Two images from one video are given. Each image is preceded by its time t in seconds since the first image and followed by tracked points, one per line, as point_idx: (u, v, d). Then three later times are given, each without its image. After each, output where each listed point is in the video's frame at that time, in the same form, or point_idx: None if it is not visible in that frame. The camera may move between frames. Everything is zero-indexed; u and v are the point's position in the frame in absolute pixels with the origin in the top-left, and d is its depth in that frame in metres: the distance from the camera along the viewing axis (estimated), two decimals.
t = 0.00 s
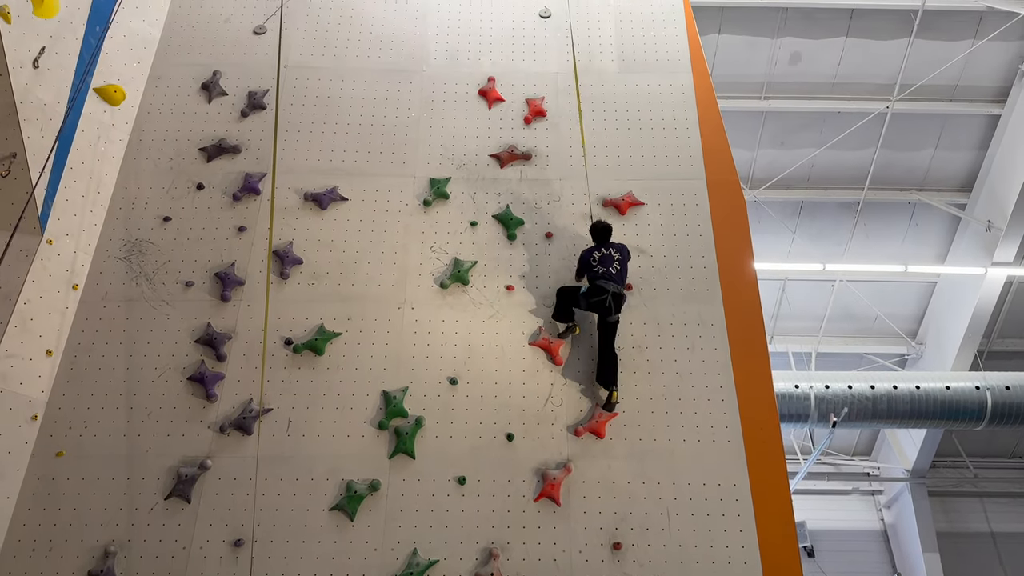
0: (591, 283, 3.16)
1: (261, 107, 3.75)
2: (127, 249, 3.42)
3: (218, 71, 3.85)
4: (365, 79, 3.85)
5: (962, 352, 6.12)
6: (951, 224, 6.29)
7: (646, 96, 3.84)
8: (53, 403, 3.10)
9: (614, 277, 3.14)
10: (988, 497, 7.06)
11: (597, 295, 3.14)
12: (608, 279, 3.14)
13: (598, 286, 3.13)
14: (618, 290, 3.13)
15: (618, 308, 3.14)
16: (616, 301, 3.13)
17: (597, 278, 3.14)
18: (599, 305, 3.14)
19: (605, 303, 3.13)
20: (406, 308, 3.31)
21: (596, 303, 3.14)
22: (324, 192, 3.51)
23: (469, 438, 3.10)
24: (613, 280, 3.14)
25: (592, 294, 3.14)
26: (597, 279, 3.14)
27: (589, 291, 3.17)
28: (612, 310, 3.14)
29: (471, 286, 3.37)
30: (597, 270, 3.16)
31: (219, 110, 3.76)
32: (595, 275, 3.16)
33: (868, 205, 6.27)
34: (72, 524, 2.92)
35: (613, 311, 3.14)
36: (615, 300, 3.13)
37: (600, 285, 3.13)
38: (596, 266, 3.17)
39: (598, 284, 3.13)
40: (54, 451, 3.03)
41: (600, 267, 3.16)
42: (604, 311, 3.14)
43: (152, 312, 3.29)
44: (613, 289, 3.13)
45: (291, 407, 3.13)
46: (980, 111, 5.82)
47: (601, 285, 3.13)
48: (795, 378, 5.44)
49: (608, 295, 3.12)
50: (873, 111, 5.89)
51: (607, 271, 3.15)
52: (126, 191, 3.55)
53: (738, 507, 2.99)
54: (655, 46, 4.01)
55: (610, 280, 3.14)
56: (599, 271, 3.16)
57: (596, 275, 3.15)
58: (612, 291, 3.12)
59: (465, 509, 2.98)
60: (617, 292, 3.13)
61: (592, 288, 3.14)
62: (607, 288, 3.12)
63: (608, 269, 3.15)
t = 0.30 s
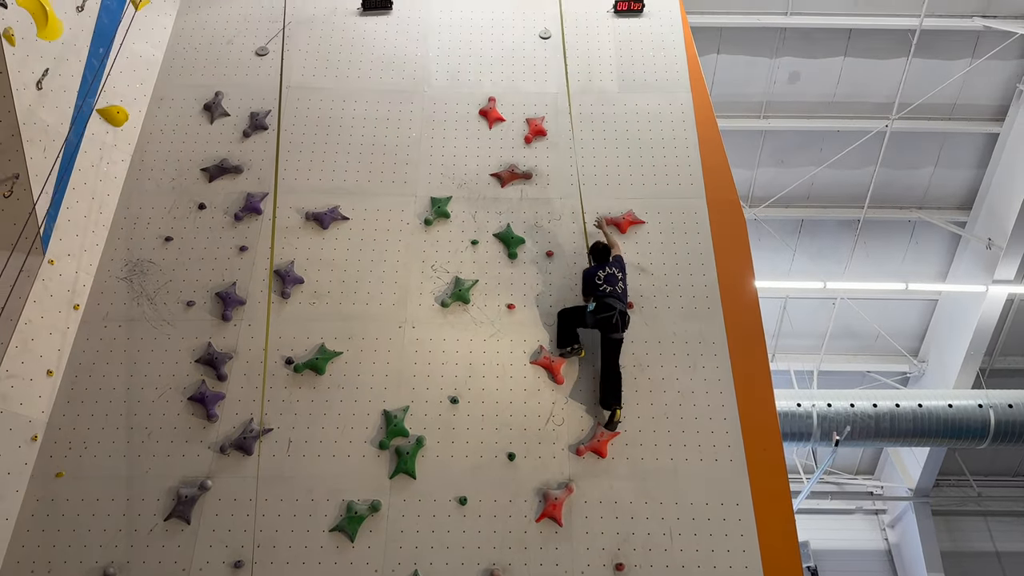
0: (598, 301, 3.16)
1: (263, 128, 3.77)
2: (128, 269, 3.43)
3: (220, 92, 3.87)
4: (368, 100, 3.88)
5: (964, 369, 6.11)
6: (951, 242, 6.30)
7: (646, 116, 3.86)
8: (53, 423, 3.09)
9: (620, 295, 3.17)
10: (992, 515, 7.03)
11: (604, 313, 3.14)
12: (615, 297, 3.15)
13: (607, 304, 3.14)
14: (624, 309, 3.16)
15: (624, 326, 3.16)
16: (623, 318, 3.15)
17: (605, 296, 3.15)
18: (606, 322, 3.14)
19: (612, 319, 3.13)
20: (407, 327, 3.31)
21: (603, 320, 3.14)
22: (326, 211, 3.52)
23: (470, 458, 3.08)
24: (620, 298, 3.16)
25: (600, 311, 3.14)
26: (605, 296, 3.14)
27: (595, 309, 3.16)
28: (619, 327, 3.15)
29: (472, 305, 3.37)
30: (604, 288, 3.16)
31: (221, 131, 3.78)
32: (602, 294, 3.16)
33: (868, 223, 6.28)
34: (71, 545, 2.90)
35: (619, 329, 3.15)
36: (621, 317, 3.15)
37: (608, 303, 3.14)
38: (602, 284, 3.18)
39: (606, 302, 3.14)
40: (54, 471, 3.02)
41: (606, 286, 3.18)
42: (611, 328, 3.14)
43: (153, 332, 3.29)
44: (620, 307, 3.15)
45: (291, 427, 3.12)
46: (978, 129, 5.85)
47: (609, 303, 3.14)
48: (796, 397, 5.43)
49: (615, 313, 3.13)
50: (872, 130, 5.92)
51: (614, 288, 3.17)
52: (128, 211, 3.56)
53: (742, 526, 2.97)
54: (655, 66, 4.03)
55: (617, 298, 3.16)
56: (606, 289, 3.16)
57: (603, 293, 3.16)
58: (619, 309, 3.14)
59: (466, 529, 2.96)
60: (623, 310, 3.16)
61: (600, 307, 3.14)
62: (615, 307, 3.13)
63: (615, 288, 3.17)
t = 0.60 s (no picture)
0: (603, 295, 3.23)
1: (265, 145, 3.79)
2: (130, 286, 3.43)
3: (222, 110, 3.90)
4: (369, 117, 3.89)
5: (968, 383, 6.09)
6: (953, 256, 6.30)
7: (645, 131, 3.87)
8: (54, 441, 3.08)
9: (624, 286, 3.22)
10: (998, 529, 6.98)
11: (608, 304, 3.20)
12: (618, 288, 3.21)
13: (610, 296, 3.20)
14: (629, 297, 3.20)
15: (632, 313, 3.19)
16: (629, 306, 3.19)
17: (610, 288, 3.22)
18: (614, 312, 3.19)
19: (619, 308, 3.18)
20: (409, 343, 3.31)
21: (608, 311, 3.20)
22: (328, 228, 3.53)
23: (473, 475, 3.07)
24: (623, 289, 3.22)
25: (604, 304, 3.21)
26: (610, 288, 3.21)
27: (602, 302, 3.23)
28: (627, 315, 3.18)
29: (474, 320, 3.37)
30: (607, 281, 3.24)
31: (223, 148, 3.79)
32: (607, 287, 3.24)
33: (870, 238, 6.29)
34: (71, 565, 2.87)
35: (629, 316, 3.19)
36: (627, 305, 3.19)
37: (611, 295, 3.20)
38: (607, 277, 3.25)
39: (609, 293, 3.21)
40: (55, 489, 3.00)
41: (610, 278, 3.25)
42: (618, 318, 3.18)
43: (155, 350, 3.29)
44: (624, 296, 3.20)
45: (293, 444, 3.11)
46: (978, 143, 5.86)
47: (612, 295, 3.20)
48: (799, 411, 5.42)
49: (619, 302, 3.18)
50: (873, 143, 5.94)
51: (617, 280, 3.23)
52: (129, 229, 3.57)
53: (746, 543, 2.95)
54: (654, 81, 4.05)
55: (620, 289, 3.21)
56: (609, 282, 3.24)
57: (607, 286, 3.23)
58: (623, 297, 3.19)
59: (469, 547, 2.93)
60: (628, 298, 3.20)
61: (603, 300, 3.21)
62: (617, 297, 3.19)
63: (619, 279, 3.23)
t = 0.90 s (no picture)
0: (590, 307, 3.22)
1: (268, 159, 3.80)
2: (135, 301, 3.44)
3: (226, 124, 3.91)
4: (372, 130, 3.91)
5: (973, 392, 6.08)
6: (956, 265, 6.29)
7: (647, 142, 3.89)
8: (59, 457, 3.08)
9: (612, 298, 3.23)
10: (1005, 539, 6.94)
11: (597, 316, 3.19)
12: (606, 299, 3.22)
13: (598, 307, 3.20)
14: (617, 309, 3.22)
15: (620, 325, 3.21)
16: (617, 318, 3.20)
17: (598, 300, 3.21)
18: (602, 324, 3.19)
19: (608, 321, 3.18)
20: (412, 355, 3.31)
21: (597, 323, 3.20)
22: (331, 241, 3.54)
23: (478, 487, 3.06)
24: (612, 301, 3.22)
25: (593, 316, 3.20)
26: (597, 300, 3.21)
27: (590, 314, 3.23)
28: (616, 327, 3.20)
29: (478, 332, 3.37)
30: (596, 292, 3.23)
31: (227, 162, 3.81)
32: (595, 298, 3.23)
33: (873, 247, 6.29)
34: None
35: (617, 328, 3.20)
36: (616, 318, 3.20)
37: (600, 307, 3.20)
38: (596, 288, 3.24)
39: (598, 305, 3.20)
40: (60, 505, 2.99)
41: (598, 289, 3.24)
42: (607, 330, 3.19)
43: (159, 364, 3.29)
44: (612, 308, 3.21)
45: (297, 457, 3.11)
46: (980, 151, 5.87)
47: (600, 307, 3.20)
48: (805, 421, 5.41)
49: (608, 315, 3.19)
50: (875, 152, 5.94)
51: (605, 291, 3.23)
52: (134, 244, 3.58)
53: (752, 554, 2.93)
54: (655, 92, 4.06)
55: (608, 300, 3.22)
56: (598, 293, 3.23)
57: (595, 298, 3.23)
58: (611, 310, 3.20)
59: (474, 560, 2.92)
60: (615, 310, 3.21)
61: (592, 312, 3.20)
62: (606, 309, 3.20)
63: (608, 291, 3.23)
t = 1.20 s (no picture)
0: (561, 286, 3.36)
1: (271, 169, 3.81)
2: (139, 312, 3.44)
3: (229, 135, 3.93)
4: (375, 140, 3.92)
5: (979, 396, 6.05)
6: (961, 269, 6.28)
7: (649, 148, 3.89)
8: (64, 468, 3.08)
9: (578, 272, 3.34)
10: (1015, 544, 6.89)
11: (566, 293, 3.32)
12: (572, 276, 3.33)
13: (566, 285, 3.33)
14: (585, 283, 3.31)
15: (592, 297, 3.30)
16: (586, 291, 3.29)
17: (565, 278, 3.34)
18: (573, 300, 3.30)
19: (577, 296, 3.29)
20: (417, 363, 3.31)
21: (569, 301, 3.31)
22: (335, 250, 3.55)
23: (483, 496, 3.05)
24: (578, 276, 3.33)
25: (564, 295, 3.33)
26: (564, 278, 3.35)
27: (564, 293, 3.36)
28: (588, 300, 3.29)
29: (482, 340, 3.37)
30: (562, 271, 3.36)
31: (230, 173, 3.82)
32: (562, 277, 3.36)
33: (877, 252, 6.27)
34: None
35: (588, 300, 3.29)
36: (585, 291, 3.30)
37: (567, 284, 3.33)
38: (564, 266, 3.37)
39: (565, 283, 3.33)
40: (66, 516, 2.99)
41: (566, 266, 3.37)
42: (580, 305, 3.30)
43: (164, 374, 3.30)
44: (578, 284, 3.31)
45: (302, 467, 3.10)
46: (983, 155, 5.86)
47: (568, 284, 3.33)
48: (811, 426, 5.39)
49: (575, 291, 3.30)
50: (878, 157, 5.94)
51: (570, 268, 3.35)
52: (139, 255, 3.59)
53: (759, 561, 2.92)
54: (657, 98, 4.07)
55: (575, 276, 3.33)
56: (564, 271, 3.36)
57: (563, 276, 3.36)
58: (578, 285, 3.30)
59: (480, 569, 2.91)
60: (583, 284, 3.31)
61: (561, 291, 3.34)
62: (572, 285, 3.31)
63: (573, 267, 3.35)
